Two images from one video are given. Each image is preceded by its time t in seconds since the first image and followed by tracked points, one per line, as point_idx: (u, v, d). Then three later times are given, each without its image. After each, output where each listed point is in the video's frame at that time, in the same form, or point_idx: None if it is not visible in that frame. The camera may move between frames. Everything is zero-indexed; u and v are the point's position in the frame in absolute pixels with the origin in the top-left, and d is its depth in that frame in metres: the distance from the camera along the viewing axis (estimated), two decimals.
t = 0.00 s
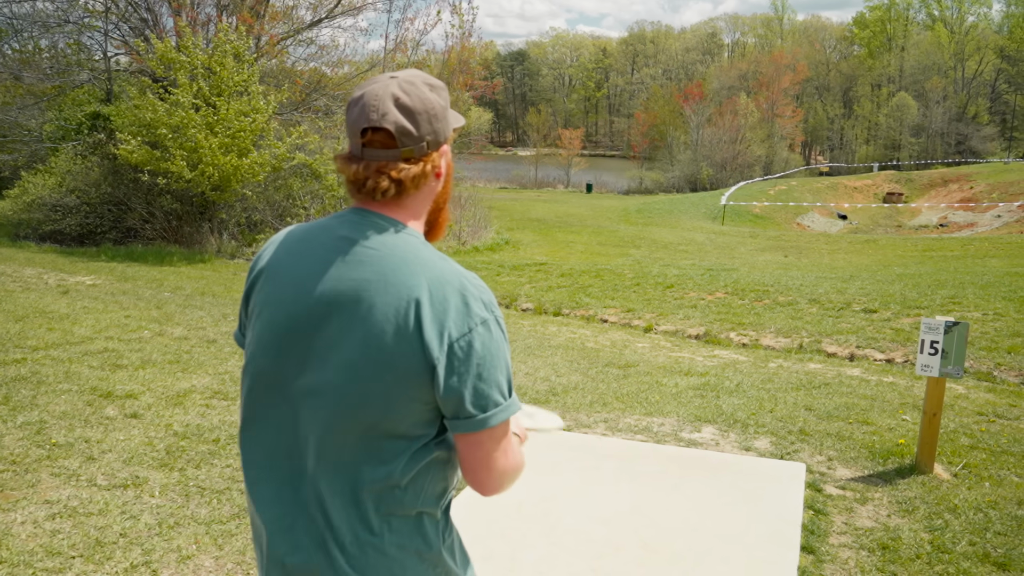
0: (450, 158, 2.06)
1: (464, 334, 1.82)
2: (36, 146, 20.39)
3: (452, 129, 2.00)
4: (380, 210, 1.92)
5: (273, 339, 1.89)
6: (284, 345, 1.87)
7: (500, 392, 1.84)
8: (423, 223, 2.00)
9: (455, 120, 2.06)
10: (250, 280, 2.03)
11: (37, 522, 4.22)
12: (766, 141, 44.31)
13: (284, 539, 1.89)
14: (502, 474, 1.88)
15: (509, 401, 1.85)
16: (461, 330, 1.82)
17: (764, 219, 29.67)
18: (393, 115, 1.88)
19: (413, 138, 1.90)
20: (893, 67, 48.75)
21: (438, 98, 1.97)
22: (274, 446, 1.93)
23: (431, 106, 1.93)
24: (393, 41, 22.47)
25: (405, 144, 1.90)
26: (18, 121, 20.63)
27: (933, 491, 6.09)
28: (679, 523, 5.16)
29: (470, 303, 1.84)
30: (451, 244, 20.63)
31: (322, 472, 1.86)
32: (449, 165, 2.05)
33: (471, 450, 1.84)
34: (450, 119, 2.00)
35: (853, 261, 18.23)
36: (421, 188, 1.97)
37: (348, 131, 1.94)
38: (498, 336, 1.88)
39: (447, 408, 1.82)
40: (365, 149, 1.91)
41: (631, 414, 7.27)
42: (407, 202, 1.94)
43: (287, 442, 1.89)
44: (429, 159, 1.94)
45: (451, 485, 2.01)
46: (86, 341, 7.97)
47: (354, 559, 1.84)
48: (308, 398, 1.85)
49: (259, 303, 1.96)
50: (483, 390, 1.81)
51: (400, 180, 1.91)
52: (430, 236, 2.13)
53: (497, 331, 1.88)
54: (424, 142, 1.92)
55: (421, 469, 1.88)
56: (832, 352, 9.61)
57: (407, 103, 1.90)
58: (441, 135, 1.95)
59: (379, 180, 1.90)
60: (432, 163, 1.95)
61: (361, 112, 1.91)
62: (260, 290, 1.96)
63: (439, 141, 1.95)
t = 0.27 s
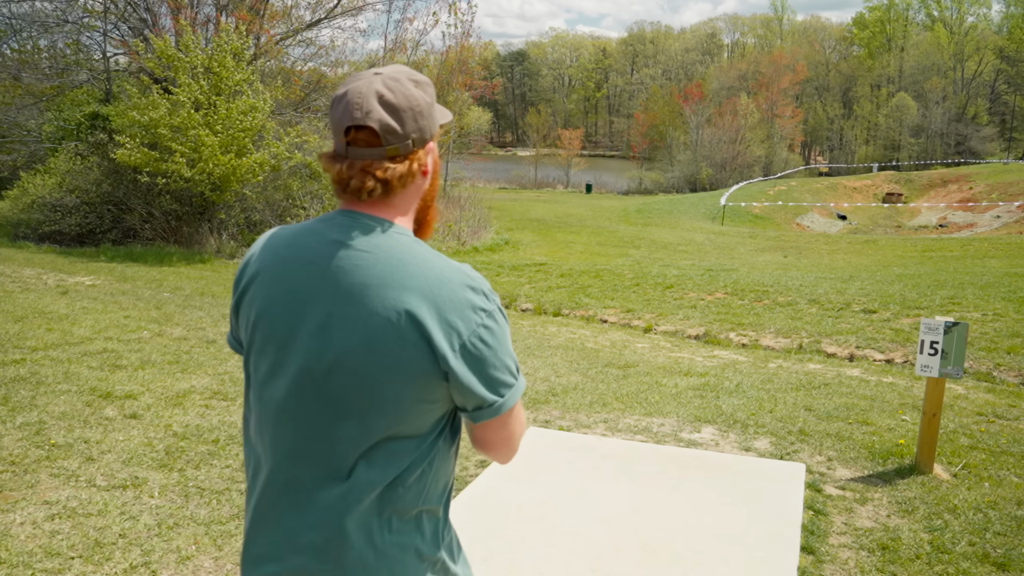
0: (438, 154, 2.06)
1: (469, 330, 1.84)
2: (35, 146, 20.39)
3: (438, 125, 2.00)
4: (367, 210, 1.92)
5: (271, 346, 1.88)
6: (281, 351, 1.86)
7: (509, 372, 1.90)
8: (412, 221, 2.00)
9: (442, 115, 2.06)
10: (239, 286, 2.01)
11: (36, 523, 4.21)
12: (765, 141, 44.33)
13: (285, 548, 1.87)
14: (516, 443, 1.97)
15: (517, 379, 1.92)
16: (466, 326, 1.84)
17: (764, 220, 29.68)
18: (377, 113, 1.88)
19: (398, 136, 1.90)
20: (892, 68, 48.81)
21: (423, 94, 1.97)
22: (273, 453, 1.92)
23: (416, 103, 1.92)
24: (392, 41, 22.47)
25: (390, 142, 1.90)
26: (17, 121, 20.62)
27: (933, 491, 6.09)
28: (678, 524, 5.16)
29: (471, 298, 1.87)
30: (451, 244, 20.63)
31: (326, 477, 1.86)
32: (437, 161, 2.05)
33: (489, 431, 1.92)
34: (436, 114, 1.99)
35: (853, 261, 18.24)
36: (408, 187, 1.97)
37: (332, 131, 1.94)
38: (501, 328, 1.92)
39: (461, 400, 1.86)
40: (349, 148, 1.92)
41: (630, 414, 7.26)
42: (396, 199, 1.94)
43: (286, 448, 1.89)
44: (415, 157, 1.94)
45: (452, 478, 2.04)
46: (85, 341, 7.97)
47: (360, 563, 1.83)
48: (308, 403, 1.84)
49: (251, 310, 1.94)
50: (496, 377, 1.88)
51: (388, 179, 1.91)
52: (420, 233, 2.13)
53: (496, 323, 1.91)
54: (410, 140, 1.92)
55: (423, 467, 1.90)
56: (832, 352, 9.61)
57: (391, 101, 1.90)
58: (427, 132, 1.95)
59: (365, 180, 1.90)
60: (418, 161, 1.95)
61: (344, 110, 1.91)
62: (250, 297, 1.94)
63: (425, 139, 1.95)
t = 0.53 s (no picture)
0: (432, 153, 2.08)
1: (468, 332, 1.87)
2: (35, 146, 20.40)
3: (431, 124, 2.02)
4: (361, 211, 1.94)
5: (271, 352, 1.91)
6: (282, 356, 1.90)
7: (508, 371, 1.93)
8: (407, 221, 2.02)
9: (435, 115, 2.08)
10: (235, 293, 2.02)
11: (35, 526, 4.23)
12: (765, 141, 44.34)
13: (291, 549, 1.91)
14: (514, 441, 2.00)
15: (515, 377, 1.94)
16: (466, 327, 1.86)
17: (764, 220, 29.69)
18: (369, 113, 1.90)
19: (391, 136, 1.92)
20: (892, 68, 48.84)
21: (415, 94, 1.99)
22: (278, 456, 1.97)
23: (409, 103, 1.94)
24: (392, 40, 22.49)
25: (382, 143, 1.91)
26: (16, 121, 20.62)
27: (932, 490, 6.10)
28: (677, 523, 5.18)
29: (470, 298, 1.89)
30: (451, 244, 20.65)
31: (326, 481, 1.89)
32: (431, 160, 2.07)
33: (486, 430, 1.94)
34: (429, 112, 2.01)
35: (853, 261, 18.26)
36: (401, 187, 1.98)
37: (326, 131, 1.96)
38: (501, 328, 1.94)
39: (463, 401, 1.89)
40: (342, 148, 1.93)
41: (630, 414, 7.28)
42: (389, 200, 1.96)
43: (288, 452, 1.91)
44: (408, 157, 1.96)
45: (451, 478, 2.07)
46: (85, 342, 7.99)
47: (361, 564, 1.85)
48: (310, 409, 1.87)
49: (249, 316, 1.96)
50: (496, 378, 1.90)
51: (381, 179, 1.93)
52: (416, 233, 2.15)
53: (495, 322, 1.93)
54: (402, 140, 1.93)
55: (424, 468, 1.92)
56: (832, 352, 9.62)
57: (383, 100, 1.92)
58: (420, 132, 1.97)
59: (358, 181, 1.92)
60: (411, 161, 1.97)
61: (336, 111, 1.93)
62: (247, 303, 1.96)
63: (418, 138, 1.96)
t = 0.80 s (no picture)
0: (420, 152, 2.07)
1: (452, 332, 1.85)
2: (20, 145, 20.25)
3: (419, 122, 2.01)
4: (346, 210, 1.93)
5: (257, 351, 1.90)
6: (268, 355, 1.90)
7: (495, 373, 1.92)
8: (393, 221, 2.01)
9: (424, 114, 2.07)
10: (224, 292, 2.03)
11: (21, 527, 4.20)
12: (755, 138, 44.47)
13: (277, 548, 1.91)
14: (503, 443, 2.00)
15: (503, 379, 1.94)
16: (451, 328, 1.85)
17: (753, 216, 29.80)
18: (354, 111, 1.89)
19: (377, 133, 1.91)
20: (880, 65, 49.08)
21: (403, 91, 1.99)
22: (268, 455, 1.97)
23: (395, 101, 1.94)
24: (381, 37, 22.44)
25: (368, 140, 1.91)
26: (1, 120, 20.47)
27: (920, 485, 6.14)
28: (668, 520, 5.19)
29: (455, 298, 1.87)
30: (441, 242, 20.65)
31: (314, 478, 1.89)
32: (418, 160, 2.06)
33: (474, 431, 1.94)
34: (417, 110, 2.01)
35: (841, 258, 18.36)
36: (387, 186, 1.97)
37: (312, 128, 1.95)
38: (488, 328, 1.93)
39: (449, 402, 1.88)
40: (328, 146, 1.93)
41: (620, 411, 7.30)
42: (376, 199, 1.95)
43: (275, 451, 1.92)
44: (395, 155, 1.95)
45: (440, 479, 2.06)
46: (72, 342, 7.94)
47: (347, 565, 1.85)
48: (296, 408, 1.87)
49: (237, 315, 1.97)
50: (482, 378, 1.89)
51: (366, 177, 1.92)
52: (404, 233, 2.14)
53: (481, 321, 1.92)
54: (388, 138, 1.93)
55: (410, 468, 1.91)
56: (821, 348, 9.67)
57: (370, 98, 1.92)
58: (407, 129, 1.96)
59: (343, 180, 1.91)
60: (398, 159, 1.96)
61: (323, 108, 1.93)
62: (235, 302, 1.96)
63: (405, 135, 1.96)
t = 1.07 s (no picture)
0: (412, 152, 2.08)
1: (442, 333, 1.86)
2: (11, 146, 20.19)
3: (412, 123, 2.01)
4: (337, 211, 1.94)
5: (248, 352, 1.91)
6: (258, 356, 1.90)
7: (486, 375, 1.93)
8: (386, 221, 2.01)
9: (418, 115, 2.07)
10: (217, 292, 2.04)
11: (13, 529, 4.19)
12: (748, 137, 44.56)
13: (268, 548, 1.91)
14: (494, 445, 2.00)
15: (494, 380, 1.94)
16: (440, 329, 1.85)
17: (747, 215, 29.87)
18: (345, 111, 1.90)
19: (368, 133, 1.91)
20: (872, 65, 49.27)
21: (395, 92, 1.99)
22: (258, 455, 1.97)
23: (386, 100, 1.94)
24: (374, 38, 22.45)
25: (359, 140, 1.91)
26: None
27: (912, 484, 6.16)
28: (661, 519, 5.20)
29: (446, 299, 1.88)
30: (434, 243, 20.67)
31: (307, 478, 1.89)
32: (410, 161, 2.06)
33: (466, 432, 1.94)
34: (409, 110, 2.01)
35: (834, 257, 18.43)
36: (379, 186, 1.97)
37: (303, 128, 1.96)
38: (478, 329, 1.93)
39: (439, 403, 1.89)
40: (319, 146, 1.93)
41: (613, 411, 7.31)
42: (367, 199, 1.95)
43: (267, 451, 1.93)
44: (386, 155, 1.95)
45: (434, 480, 2.07)
46: (64, 343, 7.92)
47: (340, 565, 1.86)
48: (287, 408, 1.87)
49: (229, 315, 1.97)
50: (472, 380, 1.89)
51: (356, 177, 1.92)
52: (397, 234, 2.14)
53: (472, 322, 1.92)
54: (379, 138, 1.93)
55: (401, 468, 1.92)
56: (813, 347, 9.69)
57: (361, 98, 1.92)
58: (398, 130, 1.96)
59: (333, 179, 1.92)
60: (389, 159, 1.96)
61: (313, 108, 1.93)
62: (228, 302, 1.97)
63: (396, 136, 1.96)
